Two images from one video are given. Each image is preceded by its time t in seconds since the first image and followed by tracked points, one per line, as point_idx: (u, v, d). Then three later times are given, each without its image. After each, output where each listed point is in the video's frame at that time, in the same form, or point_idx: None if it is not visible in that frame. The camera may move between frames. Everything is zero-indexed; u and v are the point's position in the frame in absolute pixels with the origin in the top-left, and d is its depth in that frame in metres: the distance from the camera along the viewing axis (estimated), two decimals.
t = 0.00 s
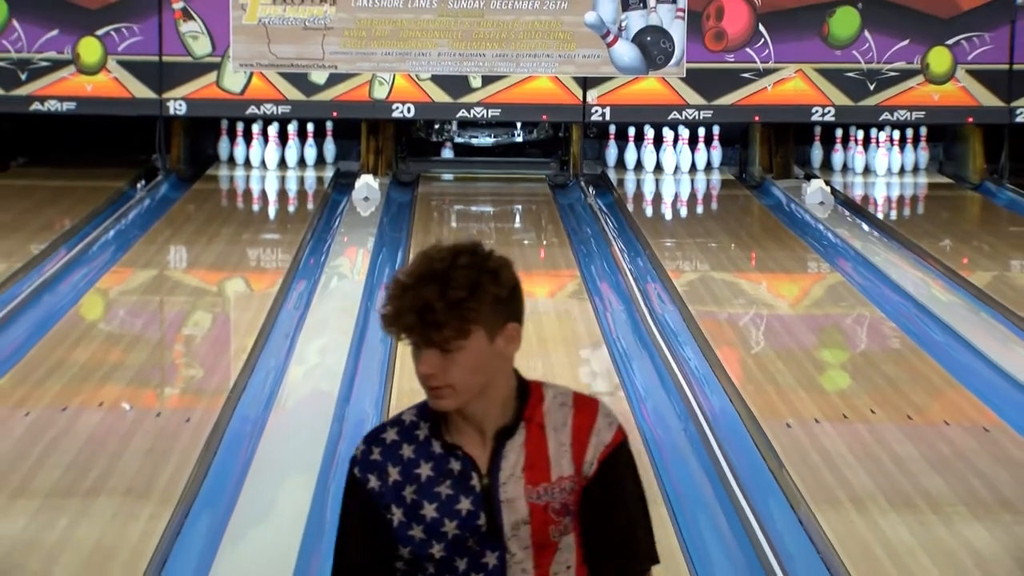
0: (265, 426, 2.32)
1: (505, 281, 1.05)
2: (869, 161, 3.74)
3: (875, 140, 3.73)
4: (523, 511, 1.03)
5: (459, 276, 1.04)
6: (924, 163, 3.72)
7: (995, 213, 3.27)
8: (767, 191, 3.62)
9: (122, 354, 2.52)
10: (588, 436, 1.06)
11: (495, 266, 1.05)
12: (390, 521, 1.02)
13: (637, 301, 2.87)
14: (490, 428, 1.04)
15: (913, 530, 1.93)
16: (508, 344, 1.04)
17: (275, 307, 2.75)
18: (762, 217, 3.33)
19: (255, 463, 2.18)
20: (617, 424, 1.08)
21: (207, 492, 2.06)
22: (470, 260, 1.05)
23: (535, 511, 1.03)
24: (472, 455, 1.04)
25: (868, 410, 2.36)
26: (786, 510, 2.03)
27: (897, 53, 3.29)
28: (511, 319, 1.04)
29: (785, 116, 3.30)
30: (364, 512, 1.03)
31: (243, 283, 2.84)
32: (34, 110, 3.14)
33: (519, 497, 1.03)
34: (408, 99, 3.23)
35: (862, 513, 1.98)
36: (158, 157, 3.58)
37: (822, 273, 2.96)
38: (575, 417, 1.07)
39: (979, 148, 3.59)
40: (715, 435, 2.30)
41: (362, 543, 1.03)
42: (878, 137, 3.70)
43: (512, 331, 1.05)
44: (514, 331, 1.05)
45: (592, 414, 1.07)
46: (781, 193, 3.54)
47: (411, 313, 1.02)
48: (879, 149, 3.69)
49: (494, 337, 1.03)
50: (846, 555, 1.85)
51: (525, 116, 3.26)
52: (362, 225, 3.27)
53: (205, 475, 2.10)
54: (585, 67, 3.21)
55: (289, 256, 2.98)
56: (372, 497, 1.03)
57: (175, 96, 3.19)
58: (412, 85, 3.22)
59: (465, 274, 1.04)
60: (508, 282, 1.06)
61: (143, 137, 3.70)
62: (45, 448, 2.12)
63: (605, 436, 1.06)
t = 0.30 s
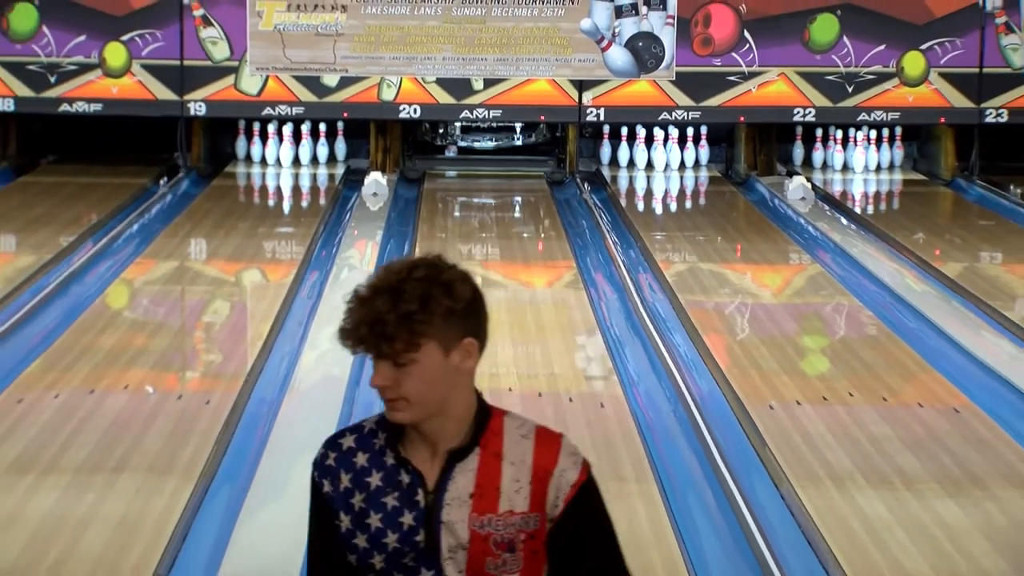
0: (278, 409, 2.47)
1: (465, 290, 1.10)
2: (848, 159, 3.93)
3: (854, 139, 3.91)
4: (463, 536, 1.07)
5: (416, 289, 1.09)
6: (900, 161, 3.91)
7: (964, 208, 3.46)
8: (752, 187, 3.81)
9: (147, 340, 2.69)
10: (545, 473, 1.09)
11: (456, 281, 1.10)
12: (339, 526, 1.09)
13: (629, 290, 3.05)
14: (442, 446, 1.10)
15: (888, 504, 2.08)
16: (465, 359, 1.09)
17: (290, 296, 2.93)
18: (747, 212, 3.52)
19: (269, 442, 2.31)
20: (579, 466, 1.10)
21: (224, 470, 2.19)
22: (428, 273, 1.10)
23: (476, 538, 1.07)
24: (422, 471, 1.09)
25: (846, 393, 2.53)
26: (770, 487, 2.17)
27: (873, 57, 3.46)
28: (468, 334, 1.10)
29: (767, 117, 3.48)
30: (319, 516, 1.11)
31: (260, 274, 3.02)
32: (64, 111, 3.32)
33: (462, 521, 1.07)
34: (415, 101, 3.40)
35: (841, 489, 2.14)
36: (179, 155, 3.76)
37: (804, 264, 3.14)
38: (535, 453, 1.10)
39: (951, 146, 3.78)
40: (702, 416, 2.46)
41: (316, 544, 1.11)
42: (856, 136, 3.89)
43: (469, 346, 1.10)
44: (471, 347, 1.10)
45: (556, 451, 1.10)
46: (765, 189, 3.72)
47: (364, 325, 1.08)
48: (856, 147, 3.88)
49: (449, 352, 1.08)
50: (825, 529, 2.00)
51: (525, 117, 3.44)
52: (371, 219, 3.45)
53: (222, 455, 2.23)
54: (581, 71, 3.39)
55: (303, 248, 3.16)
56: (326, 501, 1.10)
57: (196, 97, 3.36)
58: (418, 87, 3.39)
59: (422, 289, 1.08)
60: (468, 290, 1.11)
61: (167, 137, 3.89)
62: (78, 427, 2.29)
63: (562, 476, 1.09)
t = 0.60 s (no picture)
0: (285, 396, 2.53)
1: (354, 303, 0.94)
2: (837, 155, 4.04)
3: (843, 136, 4.02)
4: (355, 554, 0.89)
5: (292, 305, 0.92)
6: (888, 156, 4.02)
7: (949, 203, 3.56)
8: (743, 181, 3.91)
9: (158, 330, 2.78)
10: (427, 479, 0.90)
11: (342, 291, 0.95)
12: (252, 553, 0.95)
13: (625, 282, 3.15)
14: (340, 461, 0.93)
15: (876, 489, 2.15)
16: (349, 377, 0.92)
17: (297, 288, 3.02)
18: (740, 207, 3.62)
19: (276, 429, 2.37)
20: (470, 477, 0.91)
21: (232, 455, 2.25)
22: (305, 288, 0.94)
23: (370, 556, 0.89)
24: (323, 488, 0.94)
25: (836, 381, 2.62)
26: (762, 473, 2.24)
27: (862, 56, 3.55)
28: (360, 348, 0.93)
29: (759, 114, 3.58)
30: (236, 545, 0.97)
31: (267, 266, 3.11)
32: (76, 109, 3.42)
33: (356, 539, 0.89)
34: (417, 98, 3.49)
35: (830, 474, 2.21)
36: (189, 150, 3.86)
37: (794, 256, 3.24)
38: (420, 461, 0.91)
39: (937, 143, 3.88)
40: (696, 403, 2.54)
41: None
42: (845, 132, 4.00)
43: (356, 363, 0.93)
44: (361, 363, 0.93)
45: (441, 463, 0.91)
46: (756, 183, 3.83)
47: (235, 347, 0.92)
48: (845, 143, 3.99)
49: (331, 370, 0.91)
50: (815, 513, 2.06)
51: (524, 114, 3.54)
52: (375, 213, 3.56)
53: (230, 440, 2.28)
54: (578, 70, 3.49)
55: (309, 241, 3.26)
56: (240, 528, 0.97)
57: (205, 95, 3.45)
58: (420, 86, 3.49)
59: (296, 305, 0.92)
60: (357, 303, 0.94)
61: (177, 133, 4.00)
62: (91, 412, 2.37)
63: (448, 484, 0.89)
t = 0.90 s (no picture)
0: (292, 385, 2.63)
1: (124, 374, 0.87)
2: (827, 151, 4.12)
3: (833, 133, 4.10)
4: None
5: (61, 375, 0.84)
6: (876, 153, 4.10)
7: (937, 198, 3.66)
8: (737, 177, 4.01)
9: (168, 321, 2.86)
10: (169, 528, 0.83)
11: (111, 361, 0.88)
12: None
13: (622, 275, 3.24)
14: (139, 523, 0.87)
15: (866, 476, 2.23)
16: (115, 441, 0.84)
17: (303, 280, 3.11)
18: (733, 202, 3.71)
19: (283, 418, 2.46)
20: (215, 513, 0.83)
21: (241, 444, 2.34)
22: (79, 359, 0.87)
23: None
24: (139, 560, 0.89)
25: (826, 371, 2.72)
26: (754, 460, 2.33)
27: (852, 55, 3.64)
28: (134, 415, 0.86)
29: (752, 112, 3.66)
30: None
31: (274, 259, 3.20)
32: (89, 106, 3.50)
33: None
34: (420, 97, 3.58)
35: (821, 463, 2.29)
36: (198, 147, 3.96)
37: (786, 250, 3.34)
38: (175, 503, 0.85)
39: (923, 141, 3.98)
40: (690, 392, 2.63)
41: None
42: (835, 129, 4.08)
43: (123, 426, 0.85)
44: (132, 430, 0.85)
45: (179, 505, 0.84)
46: (749, 179, 3.93)
47: None
48: (835, 140, 4.08)
49: (93, 437, 0.84)
50: (806, 499, 2.15)
51: (524, 112, 3.62)
52: (379, 208, 3.66)
53: (237, 430, 2.36)
54: (576, 68, 3.57)
55: (314, 235, 3.36)
56: None
57: (214, 94, 3.54)
58: (423, 84, 3.57)
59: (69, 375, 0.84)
60: (130, 373, 0.88)
61: (186, 131, 4.09)
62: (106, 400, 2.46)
63: (183, 528, 0.83)
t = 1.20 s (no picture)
0: (302, 376, 2.76)
1: (25, 445, 0.98)
2: (814, 152, 4.27)
3: (820, 134, 4.25)
4: None
5: None
6: (861, 153, 4.27)
7: (919, 197, 3.81)
8: (727, 177, 4.16)
9: (183, 314, 3.00)
10: None
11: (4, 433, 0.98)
12: None
13: (618, 270, 3.38)
14: None
15: (850, 463, 2.36)
16: None
17: (312, 275, 3.25)
18: (724, 200, 3.86)
19: (292, 408, 2.59)
20: None
21: (252, 432, 2.46)
22: None
23: None
24: None
25: (813, 361, 2.85)
26: (744, 447, 2.45)
27: (838, 59, 3.77)
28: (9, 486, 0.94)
29: (743, 114, 3.80)
30: None
31: (284, 255, 3.35)
32: (106, 109, 3.63)
33: None
34: (424, 99, 3.73)
35: (808, 450, 2.42)
36: (211, 148, 4.10)
37: (774, 246, 3.48)
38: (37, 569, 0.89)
39: (906, 141, 4.14)
40: (683, 381, 2.77)
41: None
42: (822, 130, 4.23)
43: None
44: (10, 502, 0.93)
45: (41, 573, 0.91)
46: (739, 178, 4.07)
47: None
48: (822, 141, 4.22)
49: None
50: (794, 485, 2.26)
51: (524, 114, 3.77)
52: (385, 207, 3.80)
53: (249, 420, 2.50)
54: (574, 72, 3.70)
55: (323, 232, 3.50)
56: None
57: (226, 97, 3.68)
58: (427, 87, 3.72)
59: None
60: (28, 444, 0.99)
61: (199, 132, 4.24)
62: (125, 389, 2.59)
63: None
